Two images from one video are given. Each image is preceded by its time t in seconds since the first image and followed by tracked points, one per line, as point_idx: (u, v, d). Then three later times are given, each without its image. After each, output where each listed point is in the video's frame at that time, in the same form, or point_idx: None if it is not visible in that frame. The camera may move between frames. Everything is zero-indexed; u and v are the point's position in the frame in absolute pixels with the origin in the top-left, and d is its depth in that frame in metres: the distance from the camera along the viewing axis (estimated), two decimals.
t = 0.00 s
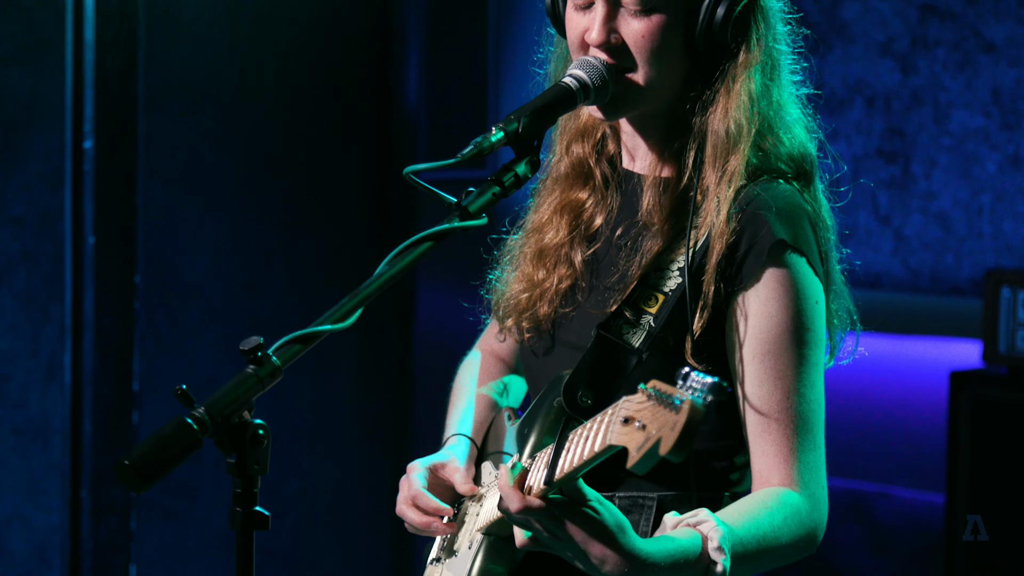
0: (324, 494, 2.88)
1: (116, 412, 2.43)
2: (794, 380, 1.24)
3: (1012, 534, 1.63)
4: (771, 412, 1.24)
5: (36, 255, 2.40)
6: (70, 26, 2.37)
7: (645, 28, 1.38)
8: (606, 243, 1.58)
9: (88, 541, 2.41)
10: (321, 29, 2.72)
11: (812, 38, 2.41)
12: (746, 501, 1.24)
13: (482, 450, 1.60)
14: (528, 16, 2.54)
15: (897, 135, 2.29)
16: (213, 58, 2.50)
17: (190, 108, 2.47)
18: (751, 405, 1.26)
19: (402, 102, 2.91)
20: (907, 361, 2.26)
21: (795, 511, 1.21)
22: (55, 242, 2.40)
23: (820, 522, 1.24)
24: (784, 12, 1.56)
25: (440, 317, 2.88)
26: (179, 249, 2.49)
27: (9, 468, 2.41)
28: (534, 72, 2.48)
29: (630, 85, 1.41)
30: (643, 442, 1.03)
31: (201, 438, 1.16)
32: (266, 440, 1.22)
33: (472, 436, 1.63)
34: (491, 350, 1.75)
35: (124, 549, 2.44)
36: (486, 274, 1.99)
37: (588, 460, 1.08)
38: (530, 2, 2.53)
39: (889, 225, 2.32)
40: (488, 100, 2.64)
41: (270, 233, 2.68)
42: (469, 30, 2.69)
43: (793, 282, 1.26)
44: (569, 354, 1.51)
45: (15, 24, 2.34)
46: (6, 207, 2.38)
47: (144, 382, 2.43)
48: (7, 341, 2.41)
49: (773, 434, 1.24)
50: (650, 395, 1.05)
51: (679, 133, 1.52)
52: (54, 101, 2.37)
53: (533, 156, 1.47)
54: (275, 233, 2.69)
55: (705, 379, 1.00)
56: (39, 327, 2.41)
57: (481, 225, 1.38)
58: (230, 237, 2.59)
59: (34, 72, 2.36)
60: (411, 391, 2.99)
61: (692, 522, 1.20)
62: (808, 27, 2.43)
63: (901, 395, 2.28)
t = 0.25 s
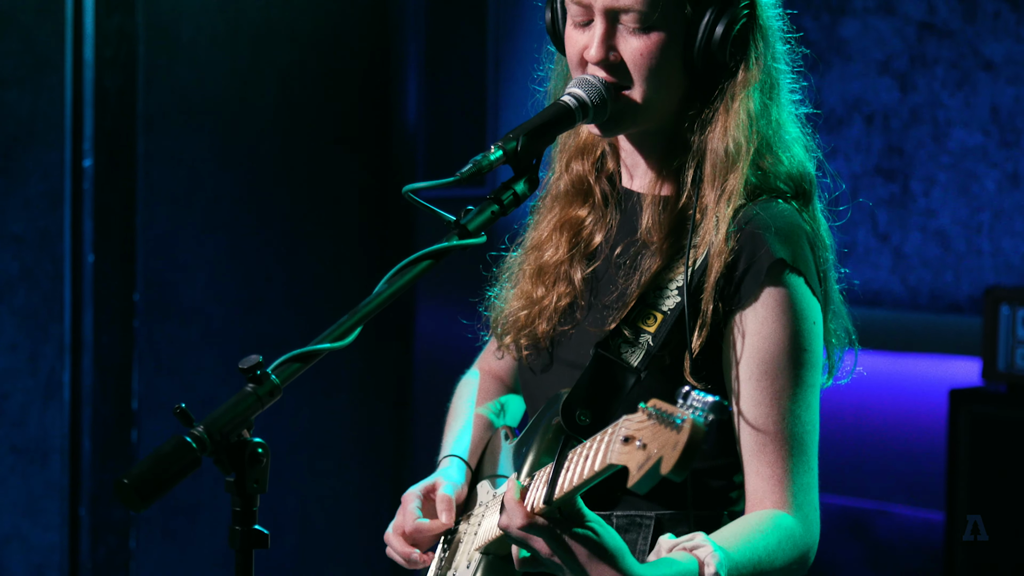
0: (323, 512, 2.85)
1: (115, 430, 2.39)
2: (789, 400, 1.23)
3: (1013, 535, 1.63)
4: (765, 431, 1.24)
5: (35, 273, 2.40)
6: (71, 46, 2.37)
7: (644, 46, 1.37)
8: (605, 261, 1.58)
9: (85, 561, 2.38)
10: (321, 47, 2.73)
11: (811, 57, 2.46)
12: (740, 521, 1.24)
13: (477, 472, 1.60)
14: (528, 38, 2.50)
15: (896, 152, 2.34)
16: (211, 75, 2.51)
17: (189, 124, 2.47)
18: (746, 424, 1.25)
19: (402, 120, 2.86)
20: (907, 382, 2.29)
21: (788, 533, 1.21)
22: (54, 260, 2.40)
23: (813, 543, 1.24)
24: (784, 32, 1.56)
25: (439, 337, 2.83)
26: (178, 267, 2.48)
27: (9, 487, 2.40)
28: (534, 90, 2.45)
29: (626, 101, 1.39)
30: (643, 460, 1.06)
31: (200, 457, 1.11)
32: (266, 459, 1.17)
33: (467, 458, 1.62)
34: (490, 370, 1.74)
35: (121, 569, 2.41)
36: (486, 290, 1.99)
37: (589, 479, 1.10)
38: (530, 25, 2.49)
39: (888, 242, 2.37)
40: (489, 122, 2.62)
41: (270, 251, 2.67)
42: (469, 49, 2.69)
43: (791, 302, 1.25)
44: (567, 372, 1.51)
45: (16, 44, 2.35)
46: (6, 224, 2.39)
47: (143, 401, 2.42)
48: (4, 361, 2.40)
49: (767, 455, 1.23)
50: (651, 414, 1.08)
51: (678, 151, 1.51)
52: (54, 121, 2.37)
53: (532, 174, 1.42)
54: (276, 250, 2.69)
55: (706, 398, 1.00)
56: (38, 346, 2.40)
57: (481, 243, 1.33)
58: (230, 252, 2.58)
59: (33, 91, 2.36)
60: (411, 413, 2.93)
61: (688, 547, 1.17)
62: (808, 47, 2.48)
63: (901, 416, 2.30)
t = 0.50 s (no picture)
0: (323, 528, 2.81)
1: (115, 446, 2.37)
2: (781, 418, 1.23)
3: (1012, 536, 1.67)
4: (756, 447, 1.23)
5: (35, 289, 2.35)
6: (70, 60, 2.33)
7: (643, 62, 1.36)
8: (605, 276, 1.58)
9: None
10: (322, 61, 2.74)
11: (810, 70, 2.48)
12: (727, 538, 1.24)
13: (478, 487, 1.61)
14: (528, 49, 2.56)
15: (896, 166, 2.38)
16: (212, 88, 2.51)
17: (190, 138, 2.47)
18: (737, 439, 1.25)
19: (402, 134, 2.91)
20: (907, 394, 2.33)
21: (775, 551, 1.21)
22: (54, 275, 2.34)
23: (800, 562, 1.24)
24: (783, 47, 1.56)
25: (439, 352, 2.84)
26: (179, 282, 2.48)
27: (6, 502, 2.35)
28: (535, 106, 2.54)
29: (625, 116, 1.38)
30: (639, 474, 1.12)
31: (201, 473, 1.09)
32: (266, 474, 1.15)
33: (466, 474, 1.63)
34: (490, 384, 1.74)
35: None
36: (486, 304, 2.00)
37: (586, 491, 1.17)
38: (531, 36, 2.55)
39: (888, 257, 2.41)
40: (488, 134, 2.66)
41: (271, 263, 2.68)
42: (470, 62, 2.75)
43: (787, 319, 1.25)
44: (566, 388, 1.50)
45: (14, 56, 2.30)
46: (6, 239, 2.34)
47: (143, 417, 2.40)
48: (4, 375, 2.35)
49: (756, 472, 1.23)
50: (647, 429, 1.15)
51: (677, 166, 1.51)
52: (53, 137, 2.32)
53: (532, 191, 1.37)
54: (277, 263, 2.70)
55: (701, 414, 1.08)
56: (38, 361, 2.35)
57: (481, 258, 1.30)
58: (229, 268, 2.59)
59: (33, 107, 2.31)
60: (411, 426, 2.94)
61: (668, 569, 1.19)
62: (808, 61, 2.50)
63: (902, 428, 2.34)
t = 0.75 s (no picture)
0: (323, 540, 2.81)
1: (114, 459, 2.38)
2: (781, 432, 1.23)
3: (1013, 536, 1.67)
4: (756, 461, 1.23)
5: (36, 302, 2.35)
6: (71, 74, 2.34)
7: (644, 74, 1.35)
8: (606, 289, 1.57)
9: None
10: (321, 74, 2.73)
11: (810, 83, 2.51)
12: (728, 552, 1.23)
13: (477, 500, 1.60)
14: (529, 64, 2.55)
15: (896, 178, 2.39)
16: (213, 100, 2.51)
17: (190, 151, 2.47)
18: (736, 452, 1.25)
19: (402, 149, 2.90)
20: (906, 407, 2.32)
21: (776, 565, 1.20)
22: (54, 287, 2.34)
23: None
24: (783, 59, 1.56)
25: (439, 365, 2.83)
26: (179, 295, 2.48)
27: (7, 515, 2.34)
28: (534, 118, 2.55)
29: (624, 127, 1.37)
30: (632, 487, 1.12)
31: (201, 486, 1.07)
32: (266, 487, 1.13)
33: (466, 487, 1.62)
34: (490, 398, 1.75)
35: None
36: (486, 317, 2.00)
37: (582, 503, 1.19)
38: (531, 49, 2.54)
39: (888, 269, 2.42)
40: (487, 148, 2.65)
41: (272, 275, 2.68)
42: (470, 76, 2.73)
43: (788, 332, 1.24)
44: (567, 402, 1.50)
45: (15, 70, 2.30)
46: (6, 252, 2.33)
47: (143, 429, 2.40)
48: (5, 388, 2.34)
49: (757, 486, 1.23)
50: (640, 441, 1.16)
51: (678, 179, 1.51)
52: (54, 149, 2.33)
53: (533, 203, 1.32)
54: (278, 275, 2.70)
55: (694, 426, 1.07)
56: (38, 373, 2.34)
57: (482, 271, 1.26)
58: (231, 281, 2.59)
59: (33, 119, 2.32)
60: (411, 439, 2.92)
61: None
62: (808, 74, 2.52)
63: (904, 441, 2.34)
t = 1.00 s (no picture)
0: (324, 550, 2.81)
1: (116, 470, 2.38)
2: (782, 444, 1.22)
3: (1012, 538, 1.68)
4: (756, 473, 1.23)
5: (36, 313, 2.35)
6: (71, 86, 2.32)
7: (647, 84, 1.35)
8: (607, 298, 1.57)
9: None
10: (321, 84, 2.73)
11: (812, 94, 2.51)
12: (727, 563, 1.23)
13: (480, 509, 1.60)
14: (532, 74, 2.58)
15: (897, 189, 2.40)
16: (213, 112, 2.50)
17: (191, 162, 2.47)
18: (737, 464, 1.24)
19: (403, 160, 2.89)
20: (905, 418, 2.33)
21: None
22: (54, 299, 2.35)
23: None
24: (787, 71, 1.56)
25: (441, 376, 2.82)
26: (180, 306, 2.48)
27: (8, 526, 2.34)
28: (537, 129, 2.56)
29: (628, 140, 1.37)
30: (635, 499, 1.11)
31: (202, 497, 1.06)
32: (267, 498, 1.12)
33: (469, 496, 1.62)
34: (492, 408, 1.76)
35: None
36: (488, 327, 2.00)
37: (585, 516, 1.19)
38: (535, 59, 2.57)
39: (889, 280, 2.43)
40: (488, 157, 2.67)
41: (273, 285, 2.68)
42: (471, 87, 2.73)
43: (791, 345, 1.24)
44: (568, 412, 1.50)
45: (15, 81, 2.31)
46: (7, 262, 2.35)
47: (144, 440, 2.40)
48: (6, 399, 2.36)
49: (757, 497, 1.23)
50: (644, 454, 1.16)
51: (680, 190, 1.51)
52: (54, 160, 2.32)
53: (534, 215, 1.32)
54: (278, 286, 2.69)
55: (698, 440, 1.07)
56: (39, 384, 2.35)
57: (482, 282, 1.25)
58: (231, 292, 2.59)
59: (34, 130, 2.32)
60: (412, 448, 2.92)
61: None
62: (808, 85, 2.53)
63: (906, 453, 2.34)
